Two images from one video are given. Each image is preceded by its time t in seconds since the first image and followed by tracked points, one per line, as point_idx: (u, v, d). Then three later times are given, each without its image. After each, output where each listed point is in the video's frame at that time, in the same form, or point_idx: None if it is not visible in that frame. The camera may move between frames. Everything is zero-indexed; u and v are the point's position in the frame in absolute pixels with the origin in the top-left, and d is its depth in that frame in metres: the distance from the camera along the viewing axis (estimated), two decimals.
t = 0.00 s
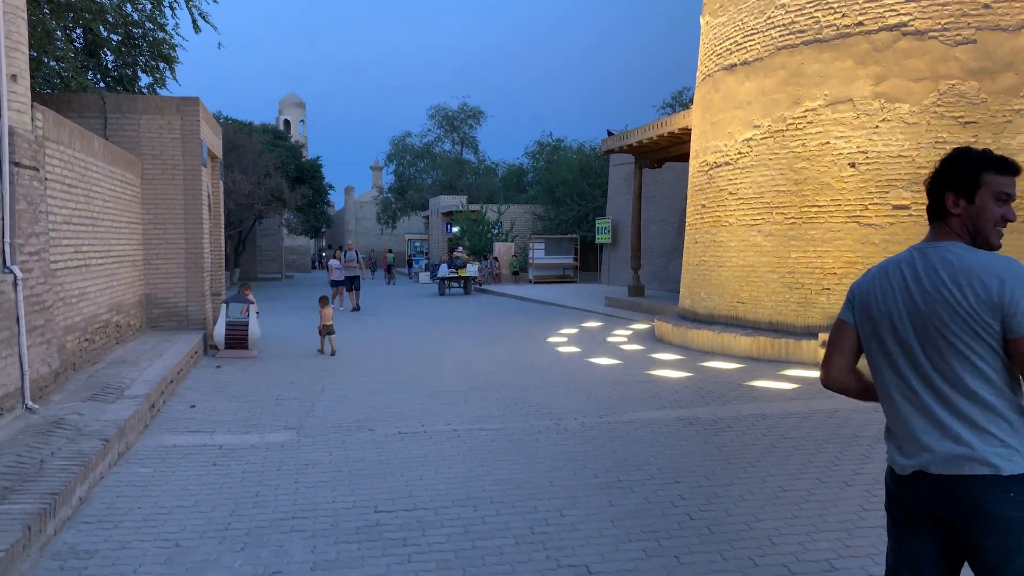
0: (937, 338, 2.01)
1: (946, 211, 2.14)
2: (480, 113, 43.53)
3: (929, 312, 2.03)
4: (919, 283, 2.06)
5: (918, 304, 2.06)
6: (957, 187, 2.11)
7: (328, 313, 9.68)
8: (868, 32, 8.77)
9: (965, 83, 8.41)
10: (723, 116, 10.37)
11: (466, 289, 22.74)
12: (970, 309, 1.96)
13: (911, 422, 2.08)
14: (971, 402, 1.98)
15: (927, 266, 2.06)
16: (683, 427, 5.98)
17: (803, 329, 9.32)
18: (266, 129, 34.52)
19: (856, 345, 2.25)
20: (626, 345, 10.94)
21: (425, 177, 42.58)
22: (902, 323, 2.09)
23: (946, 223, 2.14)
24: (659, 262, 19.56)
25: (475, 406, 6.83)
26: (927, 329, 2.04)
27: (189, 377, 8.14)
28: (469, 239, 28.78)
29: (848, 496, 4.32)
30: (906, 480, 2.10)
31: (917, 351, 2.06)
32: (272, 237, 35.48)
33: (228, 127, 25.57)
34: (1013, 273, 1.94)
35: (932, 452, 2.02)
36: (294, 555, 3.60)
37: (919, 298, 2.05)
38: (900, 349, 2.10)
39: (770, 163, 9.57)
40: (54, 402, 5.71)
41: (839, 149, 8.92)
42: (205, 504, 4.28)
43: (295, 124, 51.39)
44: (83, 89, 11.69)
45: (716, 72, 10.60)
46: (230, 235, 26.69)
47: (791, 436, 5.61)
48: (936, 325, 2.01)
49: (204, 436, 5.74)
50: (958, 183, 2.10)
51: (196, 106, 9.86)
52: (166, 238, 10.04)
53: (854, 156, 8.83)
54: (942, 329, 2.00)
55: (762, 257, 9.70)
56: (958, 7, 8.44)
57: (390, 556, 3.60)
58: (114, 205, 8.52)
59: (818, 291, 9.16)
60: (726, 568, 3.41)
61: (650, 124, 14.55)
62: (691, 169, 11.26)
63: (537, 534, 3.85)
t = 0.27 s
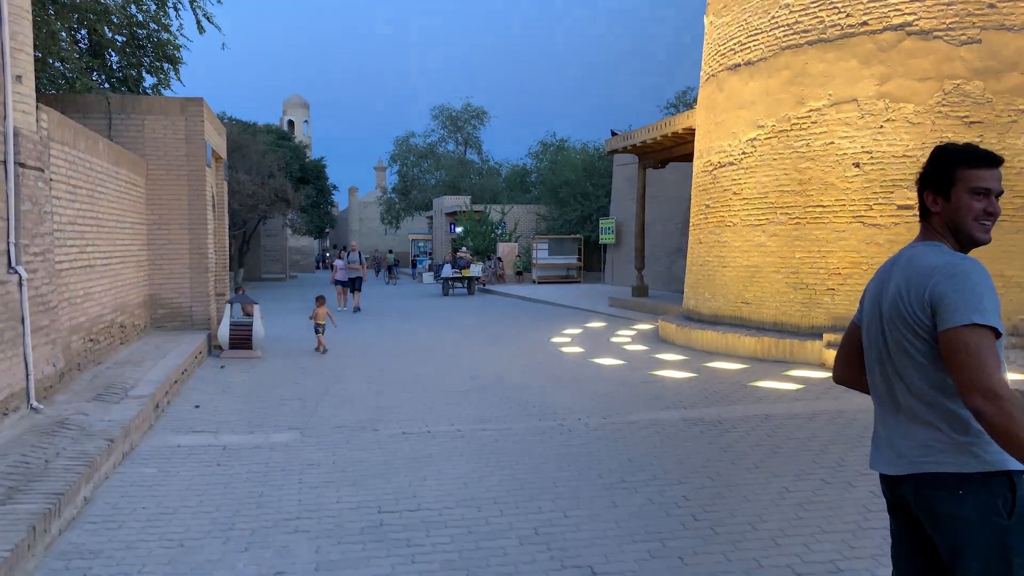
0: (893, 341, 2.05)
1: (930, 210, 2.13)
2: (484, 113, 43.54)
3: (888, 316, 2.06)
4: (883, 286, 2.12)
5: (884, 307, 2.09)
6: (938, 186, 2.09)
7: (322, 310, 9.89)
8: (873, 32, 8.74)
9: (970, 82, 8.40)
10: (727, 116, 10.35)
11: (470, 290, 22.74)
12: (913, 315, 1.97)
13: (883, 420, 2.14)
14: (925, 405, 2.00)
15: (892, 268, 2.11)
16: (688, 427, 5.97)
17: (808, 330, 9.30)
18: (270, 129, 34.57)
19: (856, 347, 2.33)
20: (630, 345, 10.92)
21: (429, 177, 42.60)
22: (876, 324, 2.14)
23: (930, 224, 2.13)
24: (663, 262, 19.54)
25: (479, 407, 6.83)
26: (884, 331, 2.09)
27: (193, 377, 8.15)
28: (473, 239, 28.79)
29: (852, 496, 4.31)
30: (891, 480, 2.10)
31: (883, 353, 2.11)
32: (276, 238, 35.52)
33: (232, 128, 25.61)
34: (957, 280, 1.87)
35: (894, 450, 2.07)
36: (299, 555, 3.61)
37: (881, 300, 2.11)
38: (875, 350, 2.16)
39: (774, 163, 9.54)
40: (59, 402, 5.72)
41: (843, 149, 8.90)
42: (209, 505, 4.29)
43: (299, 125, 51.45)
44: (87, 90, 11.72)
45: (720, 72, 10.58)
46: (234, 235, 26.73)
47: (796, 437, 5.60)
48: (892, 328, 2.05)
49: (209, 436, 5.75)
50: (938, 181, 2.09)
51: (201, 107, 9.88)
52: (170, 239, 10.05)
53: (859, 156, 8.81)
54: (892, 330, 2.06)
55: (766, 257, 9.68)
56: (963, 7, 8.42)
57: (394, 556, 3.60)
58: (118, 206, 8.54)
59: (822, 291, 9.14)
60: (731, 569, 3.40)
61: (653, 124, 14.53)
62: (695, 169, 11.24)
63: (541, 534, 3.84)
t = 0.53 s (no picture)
0: (901, 338, 2.05)
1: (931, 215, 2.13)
2: (488, 114, 43.55)
3: (894, 315, 2.06)
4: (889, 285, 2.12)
5: (890, 306, 2.10)
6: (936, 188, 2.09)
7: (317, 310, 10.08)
8: (877, 33, 8.72)
9: (975, 83, 8.39)
10: (731, 117, 10.33)
11: (473, 291, 22.74)
12: (924, 309, 1.97)
13: (891, 422, 2.13)
14: (930, 403, 1.99)
15: (898, 266, 2.11)
16: (692, 429, 5.96)
17: (812, 331, 9.28)
18: (275, 130, 34.61)
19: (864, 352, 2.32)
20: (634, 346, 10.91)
21: (433, 178, 42.62)
22: (883, 322, 2.14)
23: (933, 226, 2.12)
24: (667, 263, 19.52)
25: (483, 408, 6.83)
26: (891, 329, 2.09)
27: (197, 378, 8.16)
28: (476, 240, 28.80)
29: (857, 498, 4.29)
30: (895, 482, 2.10)
31: (888, 353, 2.11)
32: (280, 239, 35.59)
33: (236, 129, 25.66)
34: (960, 274, 1.86)
35: (900, 452, 2.06)
36: (302, 556, 3.60)
37: (888, 299, 2.11)
38: (882, 350, 2.15)
39: (779, 164, 9.52)
40: (63, 403, 5.73)
41: (847, 150, 8.88)
42: (213, 505, 4.29)
43: (303, 125, 51.54)
44: (92, 91, 11.76)
45: (724, 74, 10.56)
46: (239, 236, 26.78)
47: (800, 438, 5.58)
48: (900, 325, 2.04)
49: (212, 437, 5.76)
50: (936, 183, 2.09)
51: (205, 108, 9.90)
52: (174, 240, 10.07)
53: (863, 156, 8.79)
54: (899, 329, 2.05)
55: (770, 259, 9.66)
56: (968, 7, 8.42)
57: (398, 558, 3.59)
58: (123, 207, 8.56)
59: (826, 292, 9.12)
60: (734, 571, 3.39)
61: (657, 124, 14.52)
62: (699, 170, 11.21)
63: (544, 536, 3.84)
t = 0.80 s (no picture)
0: (938, 346, 1.96)
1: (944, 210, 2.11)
2: (492, 115, 43.56)
3: (931, 320, 1.97)
4: (919, 289, 2.03)
5: (923, 310, 2.01)
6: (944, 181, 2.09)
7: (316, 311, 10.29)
8: (882, 32, 8.70)
9: (980, 83, 8.37)
10: (735, 118, 10.31)
11: (477, 291, 22.75)
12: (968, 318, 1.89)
13: (919, 432, 2.05)
14: (974, 413, 1.91)
15: (929, 269, 2.02)
16: (695, 430, 5.94)
17: (817, 332, 9.25)
18: (278, 131, 34.65)
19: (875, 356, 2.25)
20: (638, 347, 10.89)
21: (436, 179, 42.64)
22: (911, 328, 2.05)
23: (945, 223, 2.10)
24: (671, 264, 19.50)
25: (486, 408, 6.83)
26: (924, 336, 2.01)
27: (201, 378, 8.17)
28: (480, 241, 28.81)
29: (861, 499, 4.28)
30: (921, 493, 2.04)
31: (919, 360, 2.03)
32: (284, 239, 35.66)
33: (240, 130, 25.71)
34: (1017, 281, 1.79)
35: (933, 465, 2.00)
36: (305, 557, 3.61)
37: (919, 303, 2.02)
38: (909, 357, 2.07)
39: (783, 165, 9.50)
40: (67, 403, 5.75)
41: (851, 150, 8.86)
42: (216, 506, 4.29)
43: (307, 126, 51.61)
44: (97, 93, 11.79)
45: (728, 74, 10.54)
46: (243, 237, 26.84)
47: (804, 439, 5.56)
48: (937, 333, 1.96)
49: (216, 437, 5.76)
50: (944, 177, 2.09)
51: (209, 109, 9.92)
52: (178, 240, 10.09)
53: (868, 157, 8.76)
54: (936, 336, 1.97)
55: (774, 259, 9.64)
56: (973, 7, 8.40)
57: (401, 558, 3.59)
58: (127, 208, 8.58)
59: (831, 293, 9.10)
60: (738, 572, 3.38)
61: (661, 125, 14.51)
62: (703, 170, 11.19)
63: (547, 537, 3.83)
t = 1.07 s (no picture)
0: None
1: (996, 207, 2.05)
2: (497, 116, 43.58)
3: None
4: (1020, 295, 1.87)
5: None
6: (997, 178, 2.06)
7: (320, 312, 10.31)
8: (888, 32, 8.67)
9: (987, 82, 8.36)
10: (740, 118, 10.28)
11: (482, 292, 22.75)
12: None
13: (986, 447, 1.96)
14: None
15: None
16: (701, 431, 5.93)
17: (823, 333, 9.22)
18: (283, 133, 34.69)
19: (923, 358, 2.05)
20: (643, 347, 10.86)
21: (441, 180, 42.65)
22: (1002, 337, 1.89)
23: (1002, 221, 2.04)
24: (676, 264, 19.48)
25: (491, 409, 6.83)
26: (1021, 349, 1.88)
27: (207, 379, 8.19)
28: (485, 241, 28.82)
29: (868, 500, 4.26)
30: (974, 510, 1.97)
31: (1005, 372, 1.91)
32: (290, 241, 35.75)
33: (246, 132, 25.78)
34: None
35: (1007, 483, 1.92)
36: (311, 557, 3.61)
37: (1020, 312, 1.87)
38: (987, 365, 1.93)
39: (788, 165, 9.47)
40: (74, 404, 5.77)
41: (858, 150, 8.82)
42: (222, 507, 4.30)
43: (312, 128, 51.73)
44: (103, 95, 11.84)
45: (734, 74, 10.52)
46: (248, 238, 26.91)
47: (810, 440, 5.55)
48: None
49: (222, 438, 5.78)
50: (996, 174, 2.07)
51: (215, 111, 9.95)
52: (184, 242, 10.11)
53: (874, 157, 8.73)
54: None
55: (780, 259, 9.61)
56: (979, 6, 8.39)
57: (407, 559, 3.59)
58: (134, 209, 8.60)
59: (837, 293, 9.07)
60: (744, 573, 3.37)
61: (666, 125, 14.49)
62: (708, 170, 11.15)
63: (554, 538, 3.82)
